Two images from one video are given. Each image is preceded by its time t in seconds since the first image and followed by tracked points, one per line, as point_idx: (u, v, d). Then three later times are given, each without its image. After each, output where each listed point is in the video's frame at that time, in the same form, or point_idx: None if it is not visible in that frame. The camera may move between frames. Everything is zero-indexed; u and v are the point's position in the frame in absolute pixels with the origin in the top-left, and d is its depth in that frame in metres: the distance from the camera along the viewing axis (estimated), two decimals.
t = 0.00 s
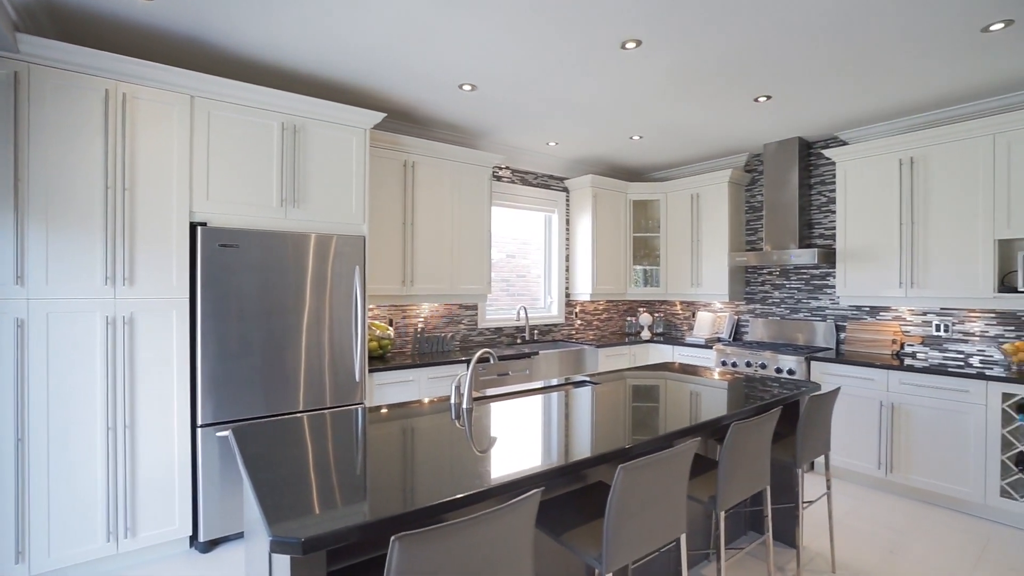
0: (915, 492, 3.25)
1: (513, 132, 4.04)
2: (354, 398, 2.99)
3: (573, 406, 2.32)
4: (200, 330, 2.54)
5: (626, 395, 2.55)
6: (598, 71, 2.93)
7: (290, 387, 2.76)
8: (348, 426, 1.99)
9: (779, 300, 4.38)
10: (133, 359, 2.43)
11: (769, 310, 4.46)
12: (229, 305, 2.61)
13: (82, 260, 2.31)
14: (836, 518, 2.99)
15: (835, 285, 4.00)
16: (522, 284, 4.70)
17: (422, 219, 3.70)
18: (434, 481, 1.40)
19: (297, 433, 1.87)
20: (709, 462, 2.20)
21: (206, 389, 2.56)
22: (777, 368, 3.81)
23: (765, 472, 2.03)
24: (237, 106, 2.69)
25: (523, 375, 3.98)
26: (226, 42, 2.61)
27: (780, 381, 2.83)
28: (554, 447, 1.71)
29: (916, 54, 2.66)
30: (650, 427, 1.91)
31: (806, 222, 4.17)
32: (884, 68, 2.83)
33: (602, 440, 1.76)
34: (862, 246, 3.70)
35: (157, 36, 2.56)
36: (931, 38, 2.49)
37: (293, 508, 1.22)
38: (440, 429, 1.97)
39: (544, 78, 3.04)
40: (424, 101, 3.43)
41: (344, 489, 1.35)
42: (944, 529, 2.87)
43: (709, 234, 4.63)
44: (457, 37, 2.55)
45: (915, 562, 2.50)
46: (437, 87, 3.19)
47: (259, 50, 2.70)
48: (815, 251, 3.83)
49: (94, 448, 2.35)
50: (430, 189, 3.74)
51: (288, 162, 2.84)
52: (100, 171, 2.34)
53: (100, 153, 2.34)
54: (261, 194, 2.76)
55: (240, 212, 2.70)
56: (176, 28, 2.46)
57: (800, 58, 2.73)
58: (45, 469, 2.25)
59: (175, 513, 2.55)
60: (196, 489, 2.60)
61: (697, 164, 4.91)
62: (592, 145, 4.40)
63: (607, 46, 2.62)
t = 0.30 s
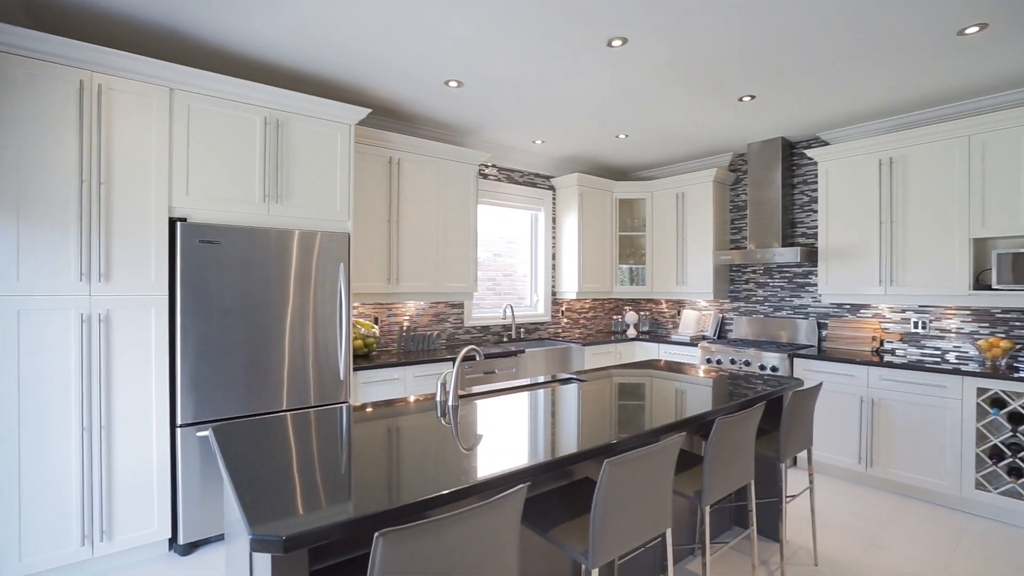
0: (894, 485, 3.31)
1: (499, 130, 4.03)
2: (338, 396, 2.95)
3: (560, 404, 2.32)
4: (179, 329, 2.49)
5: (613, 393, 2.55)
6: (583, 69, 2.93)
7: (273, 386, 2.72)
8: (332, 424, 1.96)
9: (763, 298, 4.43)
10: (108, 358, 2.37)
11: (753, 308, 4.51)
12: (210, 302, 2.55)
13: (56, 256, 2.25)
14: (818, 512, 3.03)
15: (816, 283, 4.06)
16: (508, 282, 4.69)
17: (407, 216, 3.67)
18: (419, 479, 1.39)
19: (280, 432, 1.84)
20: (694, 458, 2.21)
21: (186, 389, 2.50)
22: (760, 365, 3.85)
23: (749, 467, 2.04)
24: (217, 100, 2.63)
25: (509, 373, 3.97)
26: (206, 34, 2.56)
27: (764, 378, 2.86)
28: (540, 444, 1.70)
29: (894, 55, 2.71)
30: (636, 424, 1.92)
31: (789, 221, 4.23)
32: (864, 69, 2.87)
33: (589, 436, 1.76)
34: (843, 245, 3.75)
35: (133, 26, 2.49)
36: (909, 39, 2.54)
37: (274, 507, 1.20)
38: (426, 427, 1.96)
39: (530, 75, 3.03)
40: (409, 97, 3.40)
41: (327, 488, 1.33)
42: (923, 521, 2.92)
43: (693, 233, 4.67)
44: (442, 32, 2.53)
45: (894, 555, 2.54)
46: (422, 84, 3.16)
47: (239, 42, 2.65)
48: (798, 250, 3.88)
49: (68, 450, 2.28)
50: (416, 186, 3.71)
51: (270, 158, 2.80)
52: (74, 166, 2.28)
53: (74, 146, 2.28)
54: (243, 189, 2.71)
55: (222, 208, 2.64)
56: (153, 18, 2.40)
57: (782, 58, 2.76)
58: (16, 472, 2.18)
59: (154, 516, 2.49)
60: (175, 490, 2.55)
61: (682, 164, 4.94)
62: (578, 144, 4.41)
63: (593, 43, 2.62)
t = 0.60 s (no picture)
0: (876, 480, 3.36)
1: (487, 128, 4.02)
2: (324, 395, 2.92)
3: (548, 401, 2.32)
4: (162, 327, 2.45)
5: (600, 391, 2.56)
6: (571, 68, 2.93)
7: (259, 386, 2.68)
8: (318, 424, 1.94)
9: (749, 296, 4.48)
10: (87, 357, 2.32)
11: (739, 306, 4.56)
12: (194, 300, 2.52)
13: (33, 252, 2.20)
14: (803, 507, 3.07)
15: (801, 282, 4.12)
16: (497, 281, 4.69)
17: (394, 214, 3.65)
18: (407, 477, 1.38)
19: (266, 431, 1.81)
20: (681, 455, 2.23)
21: (168, 388, 2.46)
22: (746, 364, 3.89)
23: (735, 463, 2.06)
24: (200, 95, 2.59)
25: (497, 371, 3.97)
26: (188, 28, 2.51)
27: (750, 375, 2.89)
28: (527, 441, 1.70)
29: (877, 57, 2.75)
30: (622, 421, 1.92)
31: (774, 221, 4.28)
32: (847, 70, 2.91)
33: (576, 433, 1.76)
34: (827, 244, 3.81)
35: (113, 19, 2.44)
36: (890, 43, 2.58)
37: (259, 507, 1.18)
38: (414, 426, 1.95)
39: (518, 74, 3.03)
40: (396, 94, 3.38)
41: (313, 488, 1.31)
42: (904, 515, 2.97)
43: (680, 232, 4.71)
44: (430, 29, 2.51)
45: (876, 548, 2.58)
46: (410, 81, 3.14)
47: (223, 37, 2.61)
48: (783, 249, 3.93)
49: (45, 451, 2.23)
50: (403, 183, 3.69)
51: (255, 154, 2.76)
52: (52, 161, 2.23)
53: (52, 141, 2.23)
54: (227, 186, 2.67)
55: (205, 204, 2.60)
56: (133, 10, 2.35)
57: (767, 58, 2.78)
58: None
59: (136, 518, 2.44)
60: (157, 492, 2.50)
61: (669, 164, 4.98)
62: (567, 143, 4.42)
63: (581, 42, 2.62)
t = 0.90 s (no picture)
0: (860, 476, 3.41)
1: (477, 127, 4.02)
2: (312, 395, 2.90)
3: (537, 400, 2.33)
4: (147, 327, 2.41)
5: (589, 390, 2.57)
6: (560, 67, 2.94)
7: (246, 386, 2.66)
8: (307, 423, 1.93)
9: (736, 296, 4.53)
10: (69, 356, 2.28)
11: (726, 306, 4.60)
12: (180, 298, 2.48)
13: (14, 250, 2.16)
14: (788, 503, 3.11)
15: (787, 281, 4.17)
16: (486, 280, 4.69)
17: (383, 213, 3.63)
18: (398, 476, 1.38)
19: (254, 431, 1.80)
20: (668, 452, 2.25)
21: (153, 388, 2.43)
22: (734, 362, 3.93)
23: (722, 459, 2.08)
24: (186, 91, 2.56)
25: (487, 371, 3.97)
26: (174, 23, 2.48)
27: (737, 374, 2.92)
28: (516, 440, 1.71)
29: (860, 60, 2.79)
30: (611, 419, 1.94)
31: (761, 221, 4.32)
32: (831, 72, 2.96)
33: (565, 431, 1.77)
34: (812, 244, 3.86)
35: (96, 13, 2.41)
36: (873, 46, 2.63)
37: (246, 507, 1.17)
38: (404, 425, 1.95)
39: (507, 73, 3.03)
40: (385, 93, 3.36)
41: (303, 487, 1.31)
42: (887, 510, 3.03)
43: (669, 232, 4.74)
44: (419, 27, 2.50)
45: (860, 543, 2.63)
46: (399, 79, 3.12)
47: (209, 33, 2.58)
48: (769, 249, 3.98)
49: (27, 452, 2.19)
50: (392, 182, 3.67)
51: (242, 151, 2.73)
52: (33, 157, 2.19)
53: (33, 136, 2.19)
54: (213, 183, 2.64)
55: (191, 202, 2.57)
56: (117, 5, 2.32)
57: (753, 60, 2.82)
58: None
59: (119, 520, 2.41)
60: (141, 494, 2.47)
61: (658, 164, 5.01)
62: (556, 143, 4.43)
63: (570, 42, 2.63)
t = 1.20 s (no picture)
0: (846, 473, 3.46)
1: (467, 127, 4.01)
2: (301, 395, 2.88)
3: (528, 400, 2.33)
4: (131, 327, 2.38)
5: (579, 389, 2.58)
6: (550, 67, 2.94)
7: (233, 387, 2.63)
8: (295, 424, 1.92)
9: (725, 296, 4.57)
10: (50, 357, 2.24)
11: (715, 305, 4.64)
12: (166, 298, 2.46)
13: None
14: (775, 501, 3.14)
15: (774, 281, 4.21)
16: (476, 280, 4.68)
17: (373, 212, 3.62)
18: (388, 477, 1.38)
19: (242, 432, 1.78)
20: (658, 451, 2.27)
21: (138, 389, 2.39)
22: (722, 361, 3.96)
23: (710, 457, 2.10)
24: (173, 88, 2.53)
25: (477, 371, 3.97)
26: (159, 19, 2.45)
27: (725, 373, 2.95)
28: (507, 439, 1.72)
29: (846, 63, 2.83)
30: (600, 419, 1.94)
31: (749, 221, 4.37)
32: (817, 75, 3.00)
33: (555, 430, 1.78)
34: (799, 244, 3.90)
35: (79, 9, 2.37)
36: (859, 48, 2.66)
37: (234, 508, 1.16)
38: (394, 425, 1.94)
39: (497, 73, 3.03)
40: (374, 92, 3.35)
41: (292, 488, 1.30)
42: (872, 506, 3.07)
43: (659, 232, 4.77)
44: (408, 26, 2.49)
45: (845, 538, 2.66)
46: (388, 78, 3.11)
47: (195, 30, 2.55)
48: (757, 249, 4.02)
49: (8, 454, 2.15)
50: (382, 181, 3.66)
51: (230, 149, 2.71)
52: (15, 154, 2.15)
53: (14, 133, 2.15)
54: (199, 182, 2.61)
55: (178, 200, 2.54)
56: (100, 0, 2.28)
57: (741, 62, 2.84)
58: None
59: (103, 523, 2.37)
60: (126, 496, 2.43)
61: (648, 164, 5.04)
62: (546, 143, 4.44)
63: (560, 42, 2.64)
